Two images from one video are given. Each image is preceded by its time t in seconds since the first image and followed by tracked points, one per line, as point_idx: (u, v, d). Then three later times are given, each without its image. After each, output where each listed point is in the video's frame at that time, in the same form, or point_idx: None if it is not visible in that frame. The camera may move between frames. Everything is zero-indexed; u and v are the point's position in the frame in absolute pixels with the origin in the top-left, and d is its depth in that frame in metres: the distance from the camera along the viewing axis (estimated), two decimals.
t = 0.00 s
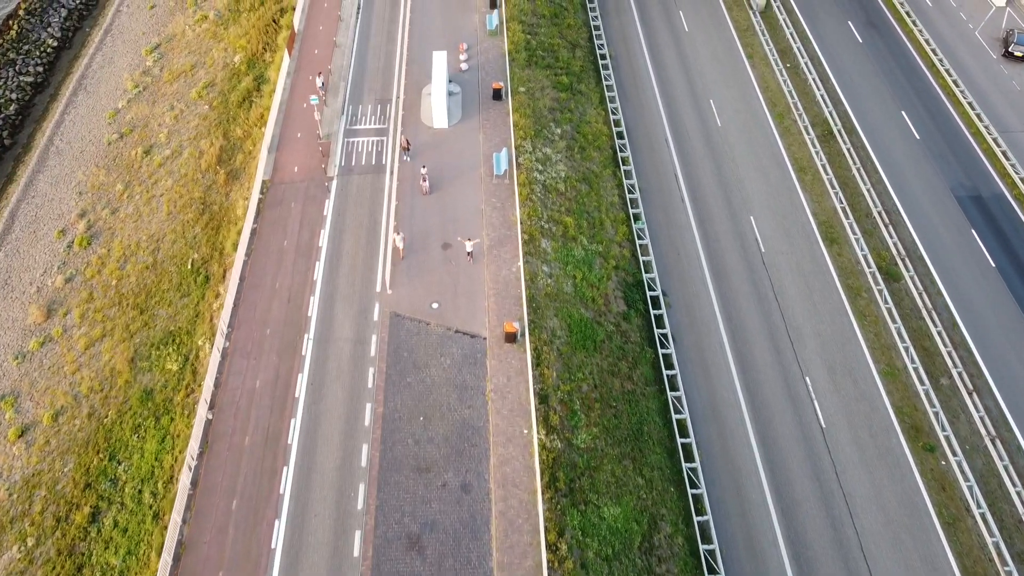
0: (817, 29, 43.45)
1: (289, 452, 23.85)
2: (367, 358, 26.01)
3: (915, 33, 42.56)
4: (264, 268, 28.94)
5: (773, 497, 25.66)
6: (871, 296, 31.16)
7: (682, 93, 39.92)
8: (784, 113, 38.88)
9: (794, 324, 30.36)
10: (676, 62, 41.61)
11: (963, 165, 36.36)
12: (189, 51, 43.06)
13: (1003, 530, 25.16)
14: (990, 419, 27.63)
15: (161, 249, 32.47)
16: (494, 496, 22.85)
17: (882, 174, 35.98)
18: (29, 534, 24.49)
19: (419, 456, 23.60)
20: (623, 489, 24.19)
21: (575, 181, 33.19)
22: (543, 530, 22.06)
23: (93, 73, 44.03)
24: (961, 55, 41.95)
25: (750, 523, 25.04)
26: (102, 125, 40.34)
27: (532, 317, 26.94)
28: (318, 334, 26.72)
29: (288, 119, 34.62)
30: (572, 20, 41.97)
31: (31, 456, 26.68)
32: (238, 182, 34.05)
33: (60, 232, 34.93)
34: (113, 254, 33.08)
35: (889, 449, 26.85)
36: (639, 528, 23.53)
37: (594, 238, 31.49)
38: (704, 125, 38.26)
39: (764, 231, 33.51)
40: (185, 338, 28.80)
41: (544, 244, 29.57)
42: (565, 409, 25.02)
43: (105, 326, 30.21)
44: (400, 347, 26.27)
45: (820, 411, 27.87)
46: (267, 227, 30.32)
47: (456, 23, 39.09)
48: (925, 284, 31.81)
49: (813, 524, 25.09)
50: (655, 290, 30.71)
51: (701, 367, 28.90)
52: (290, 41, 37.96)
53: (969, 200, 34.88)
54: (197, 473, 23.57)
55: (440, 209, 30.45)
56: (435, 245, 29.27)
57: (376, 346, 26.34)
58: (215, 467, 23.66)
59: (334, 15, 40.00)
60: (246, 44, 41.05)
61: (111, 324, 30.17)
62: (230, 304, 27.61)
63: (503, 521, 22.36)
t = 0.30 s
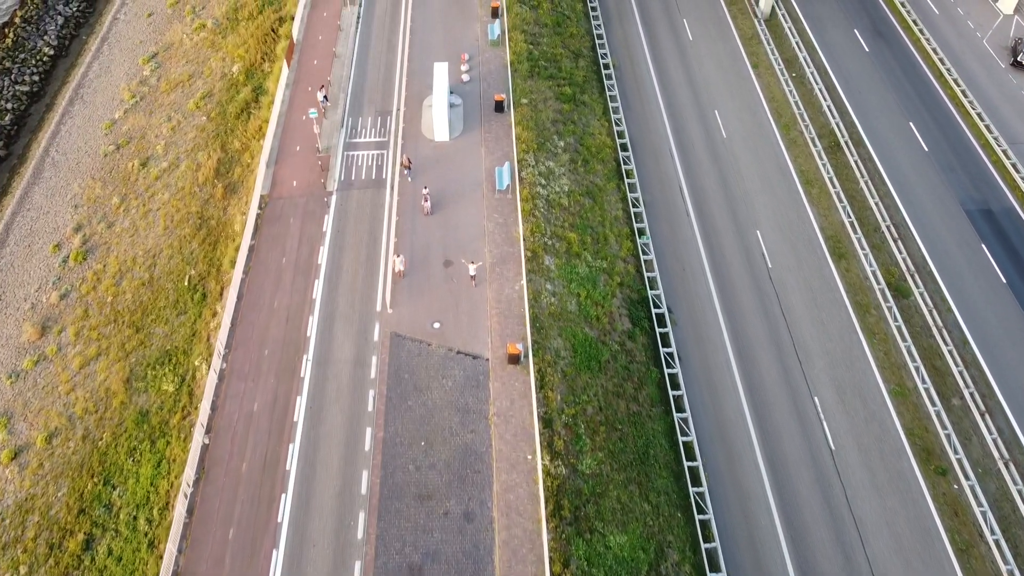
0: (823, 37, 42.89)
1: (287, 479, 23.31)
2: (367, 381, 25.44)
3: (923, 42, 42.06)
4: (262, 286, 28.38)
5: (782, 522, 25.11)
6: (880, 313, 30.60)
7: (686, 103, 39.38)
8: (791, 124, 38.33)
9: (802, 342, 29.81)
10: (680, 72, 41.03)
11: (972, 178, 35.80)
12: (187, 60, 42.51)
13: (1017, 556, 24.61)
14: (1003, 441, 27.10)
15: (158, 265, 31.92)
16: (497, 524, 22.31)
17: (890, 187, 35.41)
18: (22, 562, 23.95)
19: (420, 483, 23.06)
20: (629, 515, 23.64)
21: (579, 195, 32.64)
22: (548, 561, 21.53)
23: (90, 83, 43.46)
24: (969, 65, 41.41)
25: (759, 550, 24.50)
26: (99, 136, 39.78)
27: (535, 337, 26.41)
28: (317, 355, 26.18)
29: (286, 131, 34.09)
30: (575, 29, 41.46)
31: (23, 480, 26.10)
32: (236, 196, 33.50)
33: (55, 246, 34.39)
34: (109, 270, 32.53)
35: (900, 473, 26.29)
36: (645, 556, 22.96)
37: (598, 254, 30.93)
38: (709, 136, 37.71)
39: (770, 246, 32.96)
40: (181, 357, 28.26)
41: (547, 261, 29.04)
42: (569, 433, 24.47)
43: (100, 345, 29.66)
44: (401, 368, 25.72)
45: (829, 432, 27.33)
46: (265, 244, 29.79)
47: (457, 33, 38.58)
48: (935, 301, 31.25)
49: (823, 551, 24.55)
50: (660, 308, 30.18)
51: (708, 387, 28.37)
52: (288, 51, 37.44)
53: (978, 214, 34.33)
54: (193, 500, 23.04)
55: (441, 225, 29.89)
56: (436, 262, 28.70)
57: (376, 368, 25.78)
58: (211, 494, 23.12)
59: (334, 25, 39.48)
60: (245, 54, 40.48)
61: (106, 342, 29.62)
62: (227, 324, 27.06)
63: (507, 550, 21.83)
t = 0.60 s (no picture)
0: (830, 47, 42.33)
1: (286, 509, 22.72)
2: (367, 406, 24.83)
3: (930, 52, 41.49)
4: (259, 306, 27.78)
5: (792, 550, 24.53)
6: (890, 332, 30.00)
7: (691, 115, 38.79)
8: (797, 136, 37.74)
9: (811, 362, 29.22)
10: (685, 82, 40.45)
11: (982, 192, 35.20)
12: (184, 70, 41.91)
13: None
14: (1017, 466, 26.51)
15: (154, 282, 31.34)
16: (501, 557, 21.73)
17: (899, 201, 34.81)
18: None
19: (421, 513, 22.47)
20: (636, 546, 23.05)
21: (583, 211, 32.05)
22: None
23: (86, 93, 42.89)
24: (977, 75, 40.80)
25: None
26: (95, 148, 39.19)
27: (539, 360, 25.81)
28: (315, 379, 25.59)
29: (285, 146, 33.49)
30: (578, 39, 40.93)
31: (15, 507, 25.50)
32: (233, 212, 32.91)
33: (50, 262, 33.80)
34: (104, 287, 31.95)
35: (912, 499, 25.68)
36: None
37: (602, 272, 30.33)
38: (714, 149, 37.12)
39: (778, 262, 32.36)
40: (177, 379, 27.68)
41: (551, 280, 28.44)
42: (574, 460, 23.90)
43: (95, 365, 29.08)
44: (402, 393, 25.13)
45: (839, 456, 26.73)
46: (263, 262, 29.19)
47: (458, 44, 38.03)
48: (946, 320, 30.65)
49: None
50: (666, 327, 29.62)
51: (714, 409, 27.81)
52: (287, 63, 36.84)
53: (989, 229, 33.74)
54: (189, 531, 22.44)
55: (442, 243, 29.31)
56: (438, 282, 28.11)
57: (376, 393, 25.17)
58: (207, 525, 22.52)
59: (333, 36, 38.93)
60: (243, 64, 39.92)
61: (101, 363, 29.04)
62: (224, 346, 26.47)
63: None
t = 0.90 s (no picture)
0: (836, 58, 41.74)
1: (283, 542, 22.08)
2: (367, 434, 24.20)
3: (939, 63, 40.91)
4: (257, 329, 27.14)
5: None
6: (901, 354, 29.37)
7: (696, 127, 38.18)
8: (804, 150, 37.12)
9: (820, 385, 28.58)
10: (690, 94, 39.83)
11: (993, 208, 34.59)
12: (181, 81, 41.30)
13: None
14: None
15: (149, 302, 30.71)
16: None
17: (909, 217, 34.19)
18: None
19: (423, 547, 21.85)
20: None
21: (587, 228, 31.41)
22: None
23: (81, 104, 42.25)
24: (987, 86, 40.21)
25: None
26: (90, 162, 38.55)
27: (543, 387, 25.19)
28: (314, 406, 24.97)
29: (283, 161, 32.86)
30: (581, 50, 40.40)
31: (5, 537, 24.82)
32: (230, 229, 32.29)
33: (44, 280, 33.15)
34: (98, 306, 31.31)
35: (926, 529, 25.05)
36: None
37: (607, 292, 29.70)
38: (720, 163, 36.47)
39: (786, 281, 31.71)
40: (172, 404, 27.04)
41: (555, 301, 27.82)
42: (580, 491, 23.28)
43: (89, 388, 28.43)
44: (402, 420, 24.50)
45: (851, 484, 26.09)
46: (260, 283, 28.55)
47: (460, 56, 37.46)
48: (958, 341, 30.04)
49: None
50: (672, 349, 28.99)
51: (722, 434, 27.20)
52: (285, 76, 36.22)
53: (1001, 247, 33.13)
54: (183, 566, 21.79)
55: (444, 264, 28.67)
56: (439, 304, 27.47)
57: (377, 420, 24.53)
58: (202, 560, 21.87)
59: (333, 48, 38.33)
60: (241, 76, 39.31)
61: (95, 386, 28.41)
62: (220, 371, 25.82)
63: None
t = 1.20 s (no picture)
0: (844, 69, 41.07)
1: None
2: (366, 465, 23.53)
3: (948, 75, 40.28)
4: (254, 355, 26.45)
5: None
6: (913, 378, 28.71)
7: (702, 141, 37.51)
8: (812, 164, 36.44)
9: (831, 411, 27.92)
10: (695, 107, 39.17)
11: (1006, 226, 33.93)
12: (178, 94, 40.63)
13: None
14: None
15: (145, 324, 30.04)
16: None
17: (920, 235, 33.53)
18: None
19: None
20: None
21: (591, 248, 30.74)
22: None
23: (77, 117, 41.59)
24: (997, 99, 39.55)
25: None
26: (85, 177, 37.88)
27: (548, 416, 24.52)
28: (312, 435, 24.30)
29: (281, 179, 32.17)
30: (585, 61, 39.91)
31: None
32: (228, 248, 31.62)
33: (37, 300, 32.46)
34: (92, 328, 30.64)
35: (941, 562, 24.38)
36: None
37: (612, 314, 29.04)
38: (727, 178, 35.79)
39: (795, 301, 31.06)
40: (167, 431, 26.37)
41: (559, 326, 27.17)
42: (586, 525, 22.63)
43: (82, 414, 27.74)
44: (403, 451, 23.83)
45: (863, 514, 25.43)
46: (258, 306, 27.87)
47: (461, 70, 36.81)
48: (972, 364, 29.37)
49: None
50: (680, 373, 28.33)
51: (731, 462, 26.53)
52: (284, 90, 35.53)
53: (1014, 266, 32.45)
54: None
55: (445, 286, 28.02)
56: (441, 328, 26.81)
57: (377, 451, 23.86)
58: None
59: (332, 61, 37.64)
60: (238, 89, 38.64)
61: (88, 412, 27.72)
62: (215, 399, 25.13)
63: None
